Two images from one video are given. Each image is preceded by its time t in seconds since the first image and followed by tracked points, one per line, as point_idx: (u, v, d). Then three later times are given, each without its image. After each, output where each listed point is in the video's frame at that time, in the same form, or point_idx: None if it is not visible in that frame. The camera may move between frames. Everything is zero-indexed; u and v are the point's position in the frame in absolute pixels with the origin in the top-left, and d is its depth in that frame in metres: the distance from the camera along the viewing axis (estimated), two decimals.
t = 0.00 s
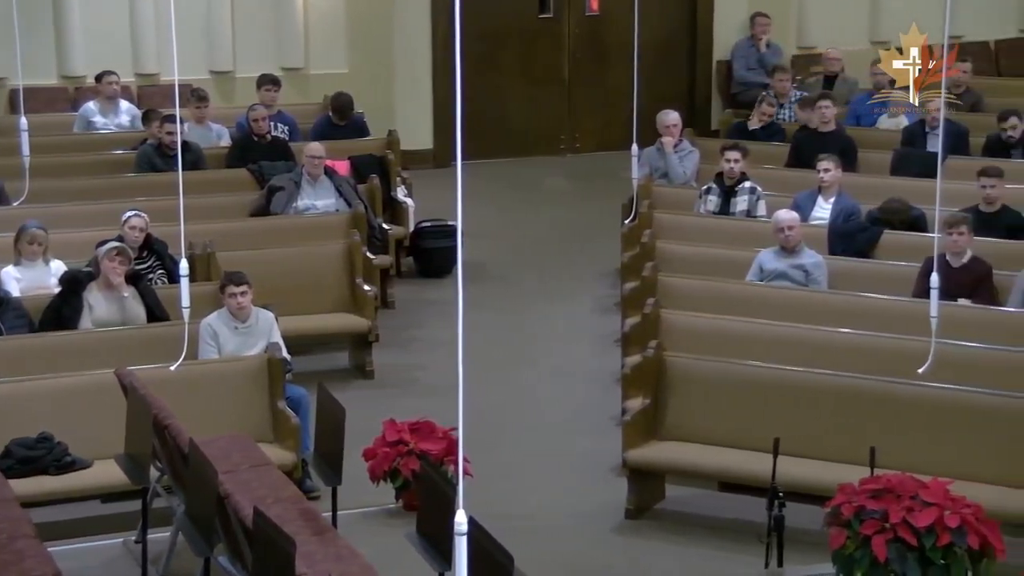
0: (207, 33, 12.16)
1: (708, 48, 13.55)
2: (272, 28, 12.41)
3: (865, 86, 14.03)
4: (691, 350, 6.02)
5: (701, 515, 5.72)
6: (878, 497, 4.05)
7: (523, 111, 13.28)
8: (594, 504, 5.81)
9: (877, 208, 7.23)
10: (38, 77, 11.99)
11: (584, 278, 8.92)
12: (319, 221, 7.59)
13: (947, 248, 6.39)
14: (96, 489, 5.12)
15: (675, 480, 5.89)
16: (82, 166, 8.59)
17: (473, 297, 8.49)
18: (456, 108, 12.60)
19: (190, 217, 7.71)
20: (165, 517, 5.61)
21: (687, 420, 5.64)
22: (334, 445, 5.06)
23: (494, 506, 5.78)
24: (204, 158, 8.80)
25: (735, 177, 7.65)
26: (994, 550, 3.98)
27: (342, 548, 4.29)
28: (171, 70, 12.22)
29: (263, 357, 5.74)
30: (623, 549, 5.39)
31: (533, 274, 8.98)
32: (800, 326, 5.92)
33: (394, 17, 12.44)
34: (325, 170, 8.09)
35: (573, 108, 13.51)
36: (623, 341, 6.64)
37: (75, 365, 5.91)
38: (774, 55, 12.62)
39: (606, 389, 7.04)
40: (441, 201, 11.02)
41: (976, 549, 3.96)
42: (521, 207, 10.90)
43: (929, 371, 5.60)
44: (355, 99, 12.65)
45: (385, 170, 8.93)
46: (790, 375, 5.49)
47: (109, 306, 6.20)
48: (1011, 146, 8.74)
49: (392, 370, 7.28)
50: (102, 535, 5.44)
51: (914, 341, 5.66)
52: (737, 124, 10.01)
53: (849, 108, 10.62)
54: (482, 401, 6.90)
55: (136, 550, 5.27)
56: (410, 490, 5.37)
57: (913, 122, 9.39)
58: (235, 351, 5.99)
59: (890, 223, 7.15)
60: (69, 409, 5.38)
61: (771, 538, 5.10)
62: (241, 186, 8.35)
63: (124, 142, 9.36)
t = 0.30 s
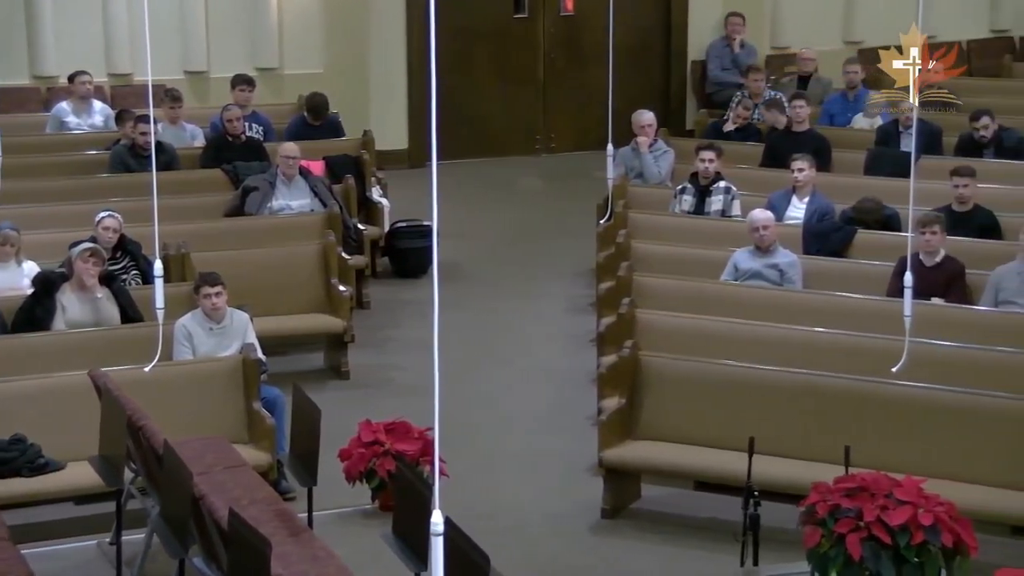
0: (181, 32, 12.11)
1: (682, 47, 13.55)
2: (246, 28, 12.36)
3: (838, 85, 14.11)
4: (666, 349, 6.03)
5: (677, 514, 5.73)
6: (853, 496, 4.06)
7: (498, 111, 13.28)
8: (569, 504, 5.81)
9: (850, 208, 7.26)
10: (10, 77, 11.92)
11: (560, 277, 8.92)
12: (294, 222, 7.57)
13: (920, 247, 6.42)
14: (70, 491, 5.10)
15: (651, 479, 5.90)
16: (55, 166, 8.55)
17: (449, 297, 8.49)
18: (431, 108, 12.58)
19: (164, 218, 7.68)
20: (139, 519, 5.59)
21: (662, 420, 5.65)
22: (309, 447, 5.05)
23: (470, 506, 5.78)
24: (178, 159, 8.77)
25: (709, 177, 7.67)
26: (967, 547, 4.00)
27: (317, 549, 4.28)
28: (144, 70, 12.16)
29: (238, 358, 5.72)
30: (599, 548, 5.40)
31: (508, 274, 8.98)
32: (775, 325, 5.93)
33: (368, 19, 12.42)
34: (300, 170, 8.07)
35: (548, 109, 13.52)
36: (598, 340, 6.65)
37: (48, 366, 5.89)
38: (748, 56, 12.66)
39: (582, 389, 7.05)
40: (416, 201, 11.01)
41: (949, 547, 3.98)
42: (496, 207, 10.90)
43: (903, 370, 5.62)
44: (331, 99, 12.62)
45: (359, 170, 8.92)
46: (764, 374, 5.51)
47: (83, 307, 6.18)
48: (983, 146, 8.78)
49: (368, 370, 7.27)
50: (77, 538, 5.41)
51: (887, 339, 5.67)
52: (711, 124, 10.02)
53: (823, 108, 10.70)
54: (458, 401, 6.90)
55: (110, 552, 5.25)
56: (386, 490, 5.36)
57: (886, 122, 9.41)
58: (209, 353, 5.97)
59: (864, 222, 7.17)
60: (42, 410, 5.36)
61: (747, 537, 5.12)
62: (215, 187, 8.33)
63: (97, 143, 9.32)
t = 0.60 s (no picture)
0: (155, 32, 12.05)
1: (657, 47, 13.54)
2: (220, 28, 12.31)
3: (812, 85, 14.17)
4: (642, 349, 6.04)
5: (653, 513, 5.74)
6: (829, 495, 4.07)
7: (474, 112, 13.28)
8: (546, 504, 5.81)
9: (826, 207, 7.28)
10: None
11: (536, 277, 8.92)
12: (270, 222, 7.56)
13: (894, 247, 6.44)
14: (44, 493, 5.08)
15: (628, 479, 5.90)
16: (29, 167, 8.51)
17: (425, 298, 8.48)
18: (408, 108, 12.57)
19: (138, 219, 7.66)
20: (114, 521, 5.57)
21: (639, 420, 5.66)
22: (285, 448, 5.04)
23: (446, 507, 5.77)
24: (153, 159, 8.74)
25: (685, 177, 7.69)
26: (941, 545, 4.03)
27: (294, 550, 4.27)
28: (118, 70, 12.10)
29: (213, 359, 5.70)
30: (576, 548, 5.40)
31: (485, 274, 8.98)
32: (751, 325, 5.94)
33: (342, 20, 12.38)
34: (275, 170, 8.05)
35: (524, 109, 13.52)
36: (575, 340, 6.65)
37: (22, 368, 5.87)
38: (723, 56, 12.68)
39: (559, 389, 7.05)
40: (392, 201, 11.00)
41: (924, 546, 4.00)
42: (473, 207, 10.90)
43: (878, 369, 5.64)
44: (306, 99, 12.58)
45: (335, 170, 8.90)
46: (741, 372, 5.52)
47: (57, 309, 6.15)
48: (956, 145, 8.82)
49: (344, 371, 7.26)
50: (51, 540, 5.39)
51: (863, 338, 5.69)
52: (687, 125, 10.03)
53: (798, 109, 10.74)
54: (435, 401, 6.89)
55: (85, 555, 5.23)
56: (362, 491, 5.35)
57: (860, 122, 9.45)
58: (185, 354, 5.95)
59: (840, 222, 7.19)
60: (17, 412, 5.33)
61: (723, 536, 5.13)
62: (189, 187, 8.31)
63: (71, 143, 9.28)
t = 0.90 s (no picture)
0: (127, 32, 11.99)
1: (631, 47, 13.55)
2: (192, 28, 12.27)
3: (785, 84, 14.22)
4: (616, 349, 6.04)
5: (627, 513, 5.75)
6: (802, 493, 4.08)
7: (447, 112, 13.26)
8: (520, 504, 5.81)
9: (799, 206, 7.31)
10: None
11: (511, 277, 8.92)
12: (243, 222, 7.54)
13: (867, 246, 6.46)
14: (14, 495, 5.05)
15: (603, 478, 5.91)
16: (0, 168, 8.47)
17: (400, 298, 8.48)
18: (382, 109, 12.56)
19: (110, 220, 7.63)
20: (87, 523, 5.55)
21: (612, 419, 5.66)
22: (259, 449, 5.03)
23: (421, 507, 5.77)
24: (125, 160, 8.71)
25: (659, 176, 7.70)
26: (914, 544, 4.03)
27: (268, 551, 4.26)
28: (90, 71, 12.05)
29: (187, 360, 5.68)
30: (551, 548, 5.40)
31: (459, 274, 8.98)
32: (724, 324, 5.95)
33: (315, 21, 12.36)
34: (249, 171, 8.03)
35: (498, 108, 13.52)
36: (550, 340, 6.66)
37: None
38: (696, 56, 12.70)
39: (533, 389, 7.05)
40: (366, 202, 10.99)
41: (896, 544, 4.01)
42: (447, 207, 10.90)
43: (850, 368, 5.65)
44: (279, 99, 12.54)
45: (309, 170, 8.91)
46: (714, 372, 5.52)
47: (29, 310, 6.12)
48: (927, 145, 8.85)
49: (318, 371, 7.25)
50: (23, 542, 5.37)
51: (836, 337, 5.70)
52: (661, 125, 10.05)
53: (772, 108, 10.77)
54: (409, 401, 6.89)
55: (57, 556, 5.21)
56: (337, 492, 5.35)
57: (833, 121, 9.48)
58: (158, 355, 5.93)
59: (813, 221, 7.21)
60: None
61: (698, 536, 5.13)
62: (162, 188, 8.28)
63: (42, 143, 9.24)
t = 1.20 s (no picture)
0: (101, 32, 11.94)
1: (606, 48, 13.56)
2: (166, 28, 12.22)
3: (760, 84, 14.27)
4: (591, 348, 6.04)
5: (603, 512, 5.75)
6: (777, 492, 4.08)
7: (423, 113, 13.26)
8: (496, 504, 5.80)
9: (774, 206, 7.32)
10: None
11: (486, 277, 8.93)
12: (219, 223, 7.52)
13: (841, 246, 6.49)
14: None
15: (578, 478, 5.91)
16: None
17: (376, 298, 8.47)
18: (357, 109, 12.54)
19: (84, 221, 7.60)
20: (60, 525, 5.52)
21: (588, 419, 5.67)
22: (234, 450, 5.02)
23: (396, 507, 5.76)
24: (99, 160, 8.68)
25: (635, 176, 7.71)
26: (888, 542, 4.04)
27: (243, 552, 4.24)
28: (63, 71, 11.99)
29: (161, 361, 5.66)
30: (528, 548, 5.40)
31: (436, 275, 8.97)
32: (699, 323, 5.96)
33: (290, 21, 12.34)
34: (224, 171, 8.01)
35: (474, 108, 13.51)
36: (525, 340, 6.66)
37: None
38: (672, 56, 12.73)
39: (509, 389, 7.05)
40: (341, 202, 10.98)
41: (871, 541, 4.01)
42: (423, 207, 10.90)
43: (824, 367, 5.66)
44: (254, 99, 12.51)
45: (284, 170, 8.91)
46: (689, 371, 5.53)
47: (2, 311, 6.09)
48: (901, 144, 8.88)
49: (294, 372, 7.24)
50: None
51: (810, 336, 5.71)
52: (635, 125, 10.06)
53: (746, 108, 10.80)
54: (386, 401, 6.88)
55: (30, 559, 5.18)
56: (312, 493, 5.32)
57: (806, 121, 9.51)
58: (132, 356, 5.91)
59: (787, 220, 7.23)
60: None
61: (674, 535, 5.14)
62: (136, 189, 8.26)
63: (15, 144, 9.20)
